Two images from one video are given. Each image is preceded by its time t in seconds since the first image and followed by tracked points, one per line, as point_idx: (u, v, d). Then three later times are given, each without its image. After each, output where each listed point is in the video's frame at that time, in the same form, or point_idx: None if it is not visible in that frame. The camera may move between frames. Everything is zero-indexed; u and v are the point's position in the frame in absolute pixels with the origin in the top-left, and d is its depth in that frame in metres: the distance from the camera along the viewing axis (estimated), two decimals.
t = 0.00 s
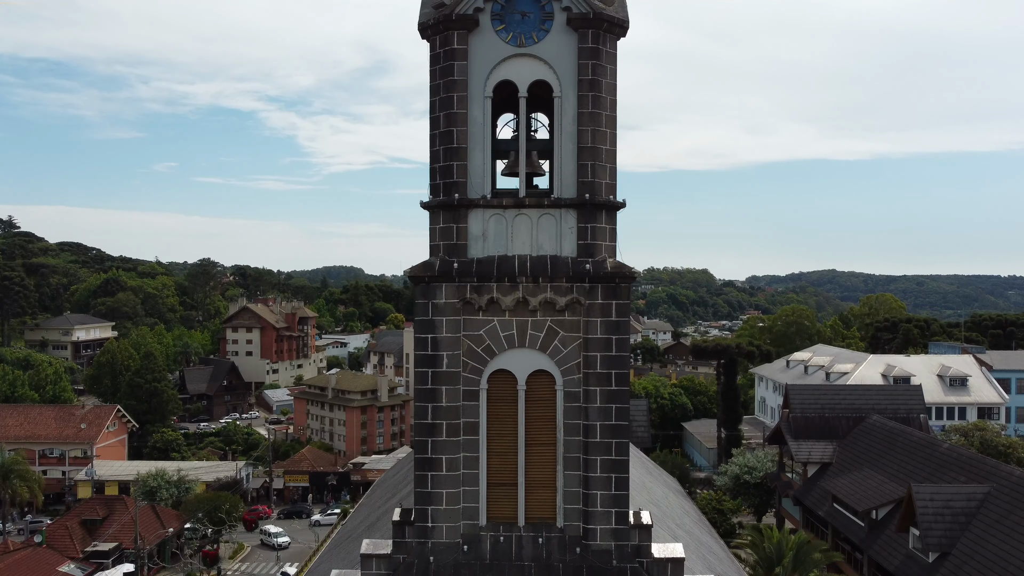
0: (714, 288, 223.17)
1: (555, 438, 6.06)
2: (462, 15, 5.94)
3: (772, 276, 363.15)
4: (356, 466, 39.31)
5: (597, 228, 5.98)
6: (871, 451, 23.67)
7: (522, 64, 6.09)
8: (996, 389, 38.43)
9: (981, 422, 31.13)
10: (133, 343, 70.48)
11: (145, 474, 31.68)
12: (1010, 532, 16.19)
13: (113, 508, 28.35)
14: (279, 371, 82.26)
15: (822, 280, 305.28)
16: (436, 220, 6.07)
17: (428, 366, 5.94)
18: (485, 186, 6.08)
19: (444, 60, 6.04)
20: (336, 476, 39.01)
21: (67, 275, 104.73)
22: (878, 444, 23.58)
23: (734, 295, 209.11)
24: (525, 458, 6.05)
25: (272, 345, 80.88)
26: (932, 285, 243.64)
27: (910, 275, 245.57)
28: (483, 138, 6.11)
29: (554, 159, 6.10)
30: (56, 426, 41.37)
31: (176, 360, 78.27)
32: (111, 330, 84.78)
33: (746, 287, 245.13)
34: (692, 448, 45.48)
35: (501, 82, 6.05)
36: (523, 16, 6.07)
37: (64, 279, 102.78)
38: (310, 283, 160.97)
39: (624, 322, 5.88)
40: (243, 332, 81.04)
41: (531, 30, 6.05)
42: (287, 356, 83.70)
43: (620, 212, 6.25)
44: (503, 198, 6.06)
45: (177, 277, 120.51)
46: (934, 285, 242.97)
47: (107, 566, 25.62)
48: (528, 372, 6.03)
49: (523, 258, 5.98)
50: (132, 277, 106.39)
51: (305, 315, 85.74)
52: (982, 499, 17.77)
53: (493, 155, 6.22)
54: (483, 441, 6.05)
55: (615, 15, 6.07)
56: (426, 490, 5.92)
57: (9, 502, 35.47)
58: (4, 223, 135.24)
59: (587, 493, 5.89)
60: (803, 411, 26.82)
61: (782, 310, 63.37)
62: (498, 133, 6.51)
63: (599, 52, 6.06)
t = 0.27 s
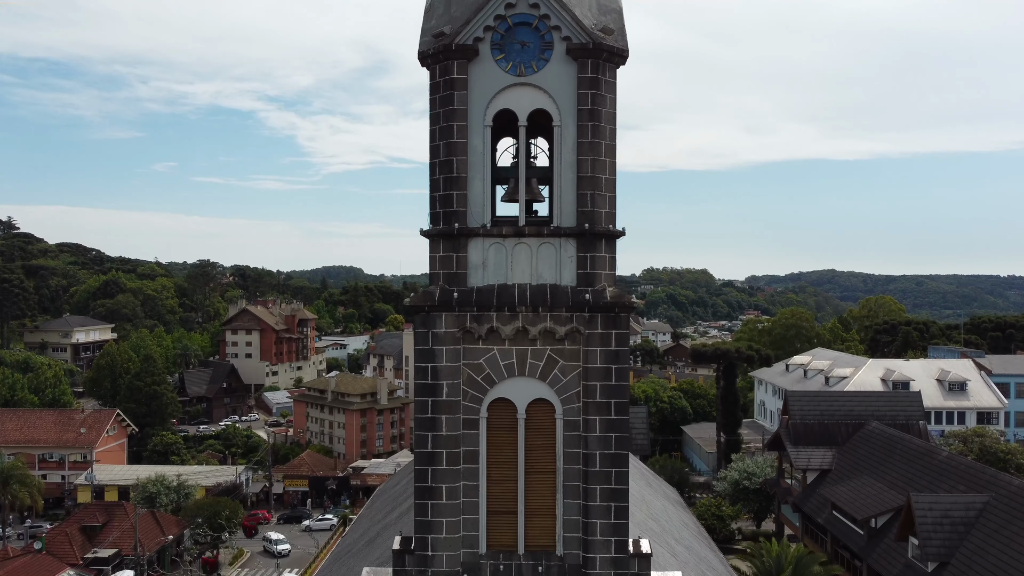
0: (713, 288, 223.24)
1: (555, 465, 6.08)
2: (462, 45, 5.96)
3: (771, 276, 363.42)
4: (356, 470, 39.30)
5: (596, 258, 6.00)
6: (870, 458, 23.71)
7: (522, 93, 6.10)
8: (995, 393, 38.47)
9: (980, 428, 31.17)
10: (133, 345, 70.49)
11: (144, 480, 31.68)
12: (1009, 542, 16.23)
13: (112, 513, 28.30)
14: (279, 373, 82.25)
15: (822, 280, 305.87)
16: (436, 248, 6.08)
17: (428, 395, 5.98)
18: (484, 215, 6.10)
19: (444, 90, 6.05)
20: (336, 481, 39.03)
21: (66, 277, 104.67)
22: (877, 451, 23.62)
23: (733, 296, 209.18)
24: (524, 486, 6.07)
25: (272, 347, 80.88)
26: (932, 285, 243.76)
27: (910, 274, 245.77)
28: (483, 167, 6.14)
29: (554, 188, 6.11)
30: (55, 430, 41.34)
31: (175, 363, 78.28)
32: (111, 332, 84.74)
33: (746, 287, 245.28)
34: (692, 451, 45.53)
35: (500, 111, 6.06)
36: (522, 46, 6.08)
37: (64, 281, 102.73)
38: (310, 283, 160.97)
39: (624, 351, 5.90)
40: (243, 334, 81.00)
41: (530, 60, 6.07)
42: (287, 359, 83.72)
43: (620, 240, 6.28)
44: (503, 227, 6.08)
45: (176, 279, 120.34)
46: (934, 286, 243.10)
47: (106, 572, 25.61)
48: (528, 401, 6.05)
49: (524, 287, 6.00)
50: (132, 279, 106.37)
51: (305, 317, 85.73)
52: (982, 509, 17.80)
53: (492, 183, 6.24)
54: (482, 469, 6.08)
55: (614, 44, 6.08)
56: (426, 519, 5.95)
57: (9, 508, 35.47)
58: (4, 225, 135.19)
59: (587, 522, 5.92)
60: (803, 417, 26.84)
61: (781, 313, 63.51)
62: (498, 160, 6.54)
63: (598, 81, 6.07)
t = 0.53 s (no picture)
0: (713, 289, 223.28)
1: (554, 495, 6.10)
2: (461, 76, 5.96)
3: (771, 276, 363.74)
4: (355, 475, 39.30)
5: (596, 288, 6.01)
6: (870, 466, 23.73)
7: (522, 124, 6.12)
8: (995, 398, 38.49)
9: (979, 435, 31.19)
10: (133, 348, 70.51)
11: (143, 487, 31.71)
12: (1007, 554, 16.26)
13: (111, 520, 28.28)
14: (279, 376, 82.26)
15: (821, 280, 306.00)
16: (436, 279, 6.10)
17: (428, 426, 6.00)
18: (484, 246, 6.12)
19: (443, 120, 6.06)
20: (335, 486, 39.03)
21: (66, 279, 104.60)
22: (877, 459, 23.63)
23: (733, 296, 209.22)
24: (524, 515, 6.08)
25: (271, 349, 80.86)
26: (931, 285, 243.78)
27: (909, 275, 245.99)
28: (483, 197, 6.15)
29: (553, 219, 6.14)
30: (54, 435, 41.32)
31: (175, 366, 78.28)
32: (110, 335, 84.70)
33: (745, 287, 245.38)
34: (692, 456, 45.56)
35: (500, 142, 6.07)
36: (522, 76, 6.09)
37: (63, 283, 102.67)
38: (309, 285, 161.00)
39: (623, 383, 5.92)
40: (242, 337, 80.99)
41: (530, 90, 6.08)
42: (287, 361, 83.70)
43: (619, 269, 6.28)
44: (503, 258, 6.10)
45: (176, 280, 120.33)
46: (933, 286, 243.12)
47: None
48: (528, 430, 6.06)
49: (522, 317, 6.02)
50: (131, 281, 106.32)
51: (304, 319, 85.69)
52: (980, 519, 17.82)
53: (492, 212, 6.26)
54: (482, 500, 6.09)
55: (614, 75, 6.09)
56: (426, 550, 5.97)
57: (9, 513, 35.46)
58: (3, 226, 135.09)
59: (586, 552, 5.94)
60: (802, 425, 26.83)
61: (781, 316, 63.54)
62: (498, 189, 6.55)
63: (598, 112, 6.09)
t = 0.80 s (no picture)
0: (712, 290, 223.38)
1: (553, 524, 6.10)
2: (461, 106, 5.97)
3: (770, 276, 364.04)
4: (354, 481, 39.26)
5: (596, 318, 6.02)
6: (869, 474, 23.76)
7: (520, 153, 6.13)
8: (993, 404, 38.51)
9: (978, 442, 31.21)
10: (132, 351, 70.48)
11: (143, 493, 31.71)
12: (1006, 566, 16.27)
13: (110, 527, 28.24)
14: (278, 378, 82.24)
15: (820, 281, 306.28)
16: (435, 309, 6.12)
17: (427, 456, 6.01)
18: (483, 276, 6.13)
19: (443, 150, 6.07)
20: (335, 491, 39.01)
21: (66, 281, 104.56)
22: (876, 467, 23.65)
23: (732, 297, 209.32)
24: (523, 545, 6.08)
25: (270, 352, 80.85)
26: (930, 286, 243.92)
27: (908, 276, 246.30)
28: (482, 227, 6.18)
29: (553, 248, 6.15)
30: (53, 440, 41.29)
31: (174, 369, 78.23)
32: (109, 337, 84.63)
33: (745, 288, 245.56)
34: (691, 461, 45.56)
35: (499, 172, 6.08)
36: (521, 107, 6.09)
37: (63, 285, 102.62)
38: (309, 286, 161.04)
39: (622, 414, 5.94)
40: (241, 339, 80.96)
41: (529, 120, 6.09)
42: (286, 364, 83.65)
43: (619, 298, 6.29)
44: (502, 288, 6.11)
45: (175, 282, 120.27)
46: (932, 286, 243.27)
47: None
48: (527, 460, 6.07)
49: (521, 348, 6.04)
50: (130, 283, 106.27)
51: (304, 322, 85.66)
52: (979, 530, 17.83)
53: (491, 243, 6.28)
54: (481, 529, 6.10)
55: (614, 106, 6.10)
56: None
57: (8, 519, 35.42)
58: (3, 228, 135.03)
59: None
60: (802, 432, 26.81)
61: (780, 319, 63.57)
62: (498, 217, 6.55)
63: (597, 143, 6.11)
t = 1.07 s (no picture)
0: (711, 291, 223.43)
1: (552, 555, 6.11)
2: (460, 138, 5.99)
3: (769, 277, 364.34)
4: (353, 486, 39.21)
5: (594, 349, 6.06)
6: (868, 482, 23.78)
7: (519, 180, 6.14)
8: (993, 409, 38.50)
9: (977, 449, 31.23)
10: (131, 355, 70.45)
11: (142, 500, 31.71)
12: None
13: (110, 534, 28.20)
14: (278, 381, 82.21)
15: (819, 281, 306.54)
16: (434, 338, 6.14)
17: (426, 487, 6.03)
18: (482, 305, 6.15)
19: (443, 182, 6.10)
20: (334, 497, 39.03)
21: (65, 284, 104.56)
22: (875, 475, 23.68)
23: (732, 297, 209.32)
24: None
25: (270, 355, 80.80)
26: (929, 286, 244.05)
27: (907, 276, 246.64)
28: (481, 257, 6.21)
29: (552, 280, 6.18)
30: (53, 445, 41.25)
31: (173, 372, 78.22)
32: (109, 340, 84.59)
33: (744, 289, 245.73)
34: (691, 466, 45.53)
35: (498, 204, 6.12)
36: (520, 139, 6.13)
37: (62, 288, 102.64)
38: (308, 287, 161.06)
39: (620, 446, 5.96)
40: (241, 342, 80.91)
41: (528, 152, 6.12)
42: (285, 366, 83.58)
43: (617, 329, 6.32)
44: (500, 317, 6.13)
45: (175, 284, 120.23)
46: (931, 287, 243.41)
47: None
48: (525, 492, 6.10)
49: (520, 378, 6.07)
50: (130, 286, 106.25)
51: (303, 324, 85.61)
52: (978, 541, 17.85)
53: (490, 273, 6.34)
54: (480, 561, 6.13)
55: (613, 138, 6.13)
56: None
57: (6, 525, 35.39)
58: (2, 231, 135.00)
59: None
60: (801, 440, 26.75)
61: (780, 323, 63.57)
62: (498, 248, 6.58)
63: (596, 174, 6.14)
